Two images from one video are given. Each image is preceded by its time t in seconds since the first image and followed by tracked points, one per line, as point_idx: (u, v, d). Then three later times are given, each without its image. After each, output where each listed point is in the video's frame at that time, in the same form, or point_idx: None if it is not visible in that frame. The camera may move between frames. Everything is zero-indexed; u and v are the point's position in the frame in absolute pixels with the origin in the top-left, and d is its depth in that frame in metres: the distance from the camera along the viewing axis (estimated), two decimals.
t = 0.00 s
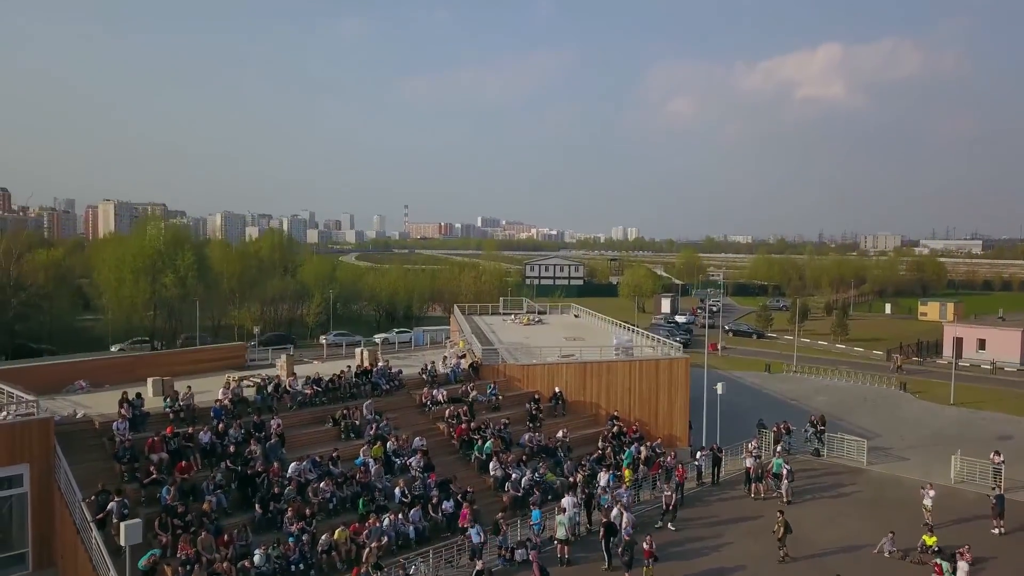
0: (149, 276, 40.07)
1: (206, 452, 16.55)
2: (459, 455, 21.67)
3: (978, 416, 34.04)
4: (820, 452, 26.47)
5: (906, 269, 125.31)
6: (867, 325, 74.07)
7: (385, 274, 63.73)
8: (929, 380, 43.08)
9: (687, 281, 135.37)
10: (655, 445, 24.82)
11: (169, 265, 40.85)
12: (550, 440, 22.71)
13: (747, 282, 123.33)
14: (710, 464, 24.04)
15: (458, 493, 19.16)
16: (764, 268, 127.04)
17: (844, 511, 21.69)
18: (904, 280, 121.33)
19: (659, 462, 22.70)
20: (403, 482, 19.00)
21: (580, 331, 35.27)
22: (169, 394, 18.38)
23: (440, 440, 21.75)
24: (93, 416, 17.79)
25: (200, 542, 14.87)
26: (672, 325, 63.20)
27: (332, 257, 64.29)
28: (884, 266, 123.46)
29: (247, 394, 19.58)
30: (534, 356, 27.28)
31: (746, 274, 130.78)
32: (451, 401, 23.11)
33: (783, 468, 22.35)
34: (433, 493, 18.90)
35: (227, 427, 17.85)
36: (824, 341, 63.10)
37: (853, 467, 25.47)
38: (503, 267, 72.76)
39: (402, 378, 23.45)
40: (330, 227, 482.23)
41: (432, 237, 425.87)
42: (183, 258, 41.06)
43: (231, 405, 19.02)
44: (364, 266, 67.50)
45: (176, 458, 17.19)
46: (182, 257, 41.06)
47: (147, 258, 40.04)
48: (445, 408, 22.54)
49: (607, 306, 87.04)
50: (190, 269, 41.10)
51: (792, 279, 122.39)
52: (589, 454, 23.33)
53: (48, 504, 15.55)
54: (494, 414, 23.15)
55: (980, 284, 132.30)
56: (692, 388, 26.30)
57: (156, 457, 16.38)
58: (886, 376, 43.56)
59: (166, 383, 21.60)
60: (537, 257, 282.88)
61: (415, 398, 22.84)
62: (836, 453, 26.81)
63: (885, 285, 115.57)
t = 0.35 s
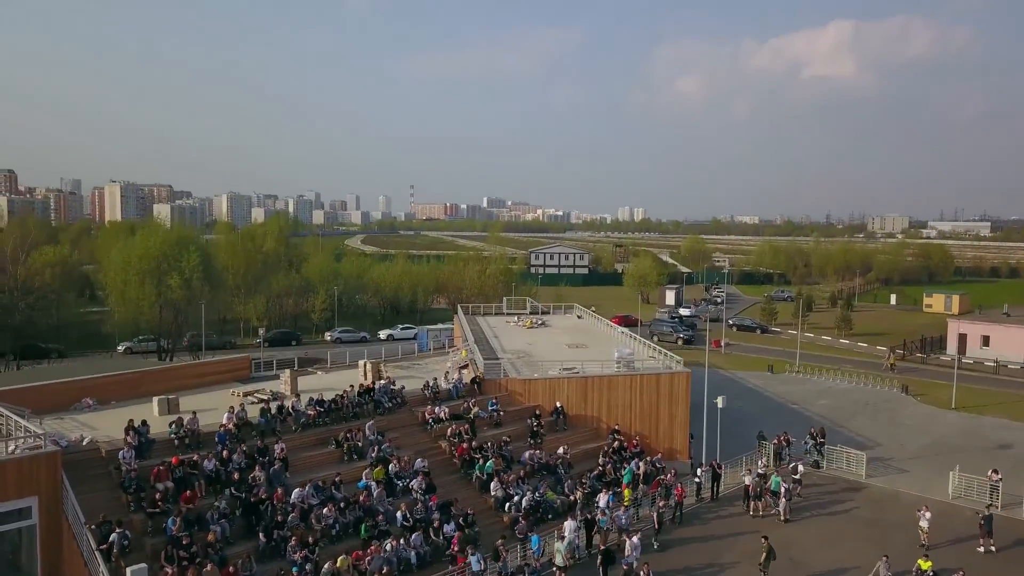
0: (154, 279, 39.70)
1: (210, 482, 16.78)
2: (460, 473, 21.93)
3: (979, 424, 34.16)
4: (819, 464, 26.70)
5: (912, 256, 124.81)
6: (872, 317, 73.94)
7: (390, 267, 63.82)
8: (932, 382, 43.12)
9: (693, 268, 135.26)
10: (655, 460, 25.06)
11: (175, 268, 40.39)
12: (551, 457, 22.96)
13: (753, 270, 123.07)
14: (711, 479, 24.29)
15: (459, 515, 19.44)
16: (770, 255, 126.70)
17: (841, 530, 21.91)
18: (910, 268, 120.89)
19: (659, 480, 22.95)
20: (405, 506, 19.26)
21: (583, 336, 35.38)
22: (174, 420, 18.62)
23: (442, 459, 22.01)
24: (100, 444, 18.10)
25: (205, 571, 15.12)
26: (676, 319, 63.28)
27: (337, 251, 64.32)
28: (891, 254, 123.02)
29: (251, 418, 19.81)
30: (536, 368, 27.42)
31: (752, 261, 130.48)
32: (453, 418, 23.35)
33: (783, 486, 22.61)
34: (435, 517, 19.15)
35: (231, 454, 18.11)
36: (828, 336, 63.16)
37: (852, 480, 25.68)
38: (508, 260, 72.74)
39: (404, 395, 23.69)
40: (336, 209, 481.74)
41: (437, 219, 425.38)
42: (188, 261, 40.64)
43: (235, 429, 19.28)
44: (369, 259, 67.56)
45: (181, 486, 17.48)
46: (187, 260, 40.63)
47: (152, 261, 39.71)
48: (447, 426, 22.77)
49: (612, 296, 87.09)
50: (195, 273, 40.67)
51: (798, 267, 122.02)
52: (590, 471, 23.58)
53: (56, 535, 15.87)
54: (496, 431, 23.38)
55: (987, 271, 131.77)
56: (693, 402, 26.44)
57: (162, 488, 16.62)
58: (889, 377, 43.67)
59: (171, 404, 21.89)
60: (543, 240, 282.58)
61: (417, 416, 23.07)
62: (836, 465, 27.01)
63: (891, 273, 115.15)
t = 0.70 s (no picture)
0: (162, 277, 39.90)
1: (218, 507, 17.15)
2: (464, 488, 22.31)
3: (979, 427, 34.33)
4: (819, 473, 27.08)
5: (919, 239, 124.30)
6: (878, 305, 73.96)
7: (395, 257, 64.00)
8: (934, 380, 43.31)
9: (698, 251, 135.02)
10: (656, 471, 25.37)
11: (182, 266, 40.64)
12: (553, 471, 23.30)
13: (759, 253, 122.86)
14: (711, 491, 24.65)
15: (462, 533, 19.80)
16: (776, 238, 126.34)
17: (839, 544, 22.21)
18: (917, 251, 120.50)
19: (659, 494, 23.26)
20: (410, 525, 19.63)
21: (588, 338, 35.63)
22: (183, 443, 18.99)
23: (446, 474, 22.36)
24: (111, 467, 18.47)
25: None
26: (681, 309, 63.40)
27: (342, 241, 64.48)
28: (898, 237, 122.60)
29: (258, 437, 20.17)
30: (539, 376, 27.71)
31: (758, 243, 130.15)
32: (457, 432, 23.67)
33: (781, 500, 22.92)
34: (439, 536, 19.52)
35: (238, 477, 18.47)
36: (833, 327, 63.21)
37: (851, 491, 25.96)
38: (513, 248, 72.80)
39: (409, 408, 24.01)
40: (341, 185, 480.87)
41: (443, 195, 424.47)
42: (194, 260, 40.89)
43: (242, 449, 19.62)
44: (375, 249, 67.75)
45: (190, 509, 17.86)
46: (194, 259, 40.89)
47: (160, 260, 39.95)
48: (450, 440, 23.12)
49: (617, 283, 87.17)
50: (202, 272, 40.93)
51: (804, 251, 121.76)
52: (592, 484, 23.91)
53: (70, 559, 16.27)
54: (499, 445, 23.71)
55: (994, 254, 131.08)
56: (694, 411, 26.68)
57: (171, 512, 17.02)
58: (891, 375, 43.79)
59: (180, 419, 22.24)
60: (549, 218, 282.04)
61: (421, 430, 23.42)
62: (836, 474, 27.39)
63: (898, 257, 114.81)
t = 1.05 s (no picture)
0: (170, 267, 40.17)
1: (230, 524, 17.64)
2: (469, 494, 22.80)
3: (980, 423, 34.63)
4: (819, 473, 27.53)
5: (927, 212, 123.53)
6: (883, 285, 73.93)
7: (401, 239, 64.12)
8: (936, 370, 43.57)
9: (705, 224, 134.54)
10: (658, 474, 25.83)
11: (188, 256, 40.87)
12: (556, 476, 23.76)
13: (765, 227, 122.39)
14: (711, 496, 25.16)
15: (467, 542, 20.30)
16: (783, 211, 125.71)
17: (836, 549, 22.65)
18: (925, 225, 119.87)
19: (661, 500, 23.72)
20: (416, 536, 20.13)
21: (592, 331, 35.91)
22: (195, 458, 19.45)
23: (452, 480, 22.83)
24: (125, 482, 18.96)
25: None
26: (686, 291, 63.57)
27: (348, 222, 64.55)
28: (905, 211, 121.92)
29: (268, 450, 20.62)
30: (544, 378, 28.04)
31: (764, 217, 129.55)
32: (462, 437, 24.11)
33: (780, 506, 23.33)
34: (445, 546, 20.02)
35: (250, 492, 18.93)
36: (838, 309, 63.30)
37: (849, 493, 26.41)
38: (518, 228, 72.78)
39: (415, 414, 24.42)
40: (346, 151, 478.37)
41: (449, 162, 422.24)
42: (201, 250, 41.13)
43: (253, 462, 20.09)
44: (380, 230, 67.82)
45: (203, 524, 18.36)
46: (200, 249, 41.12)
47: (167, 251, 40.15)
48: (456, 447, 23.57)
49: (623, 260, 87.20)
50: (209, 262, 41.19)
51: (810, 225, 121.22)
52: (594, 488, 24.38)
53: None
54: (505, 450, 24.15)
55: (1003, 227, 130.24)
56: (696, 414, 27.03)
57: (184, 528, 17.53)
58: (894, 364, 44.04)
59: (191, 427, 22.73)
60: (556, 186, 280.47)
61: (427, 436, 23.86)
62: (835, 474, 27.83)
63: (905, 232, 114.28)
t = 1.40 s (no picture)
0: (178, 256, 40.46)
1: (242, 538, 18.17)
2: (474, 500, 23.31)
3: (979, 417, 34.99)
4: (817, 472, 28.05)
5: (935, 184, 122.70)
6: (888, 263, 73.92)
7: (406, 220, 64.26)
8: (938, 358, 43.87)
9: (711, 195, 133.95)
10: (659, 476, 26.34)
11: (196, 246, 41.10)
12: (560, 480, 24.27)
13: (771, 199, 121.85)
14: (711, 497, 25.73)
15: (472, 551, 20.86)
16: (790, 182, 125.00)
17: (833, 554, 23.17)
18: (932, 197, 119.20)
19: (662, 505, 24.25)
20: (423, 545, 20.66)
21: (596, 325, 36.21)
22: (207, 470, 19.96)
23: (457, 486, 23.35)
24: (139, 496, 19.49)
25: None
26: (690, 273, 63.74)
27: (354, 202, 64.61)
28: (913, 182, 121.07)
29: (278, 460, 21.10)
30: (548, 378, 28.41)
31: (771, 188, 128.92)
32: (467, 442, 24.58)
33: (778, 510, 23.79)
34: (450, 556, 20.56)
35: (261, 505, 19.44)
36: (842, 290, 63.40)
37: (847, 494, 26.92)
38: (524, 207, 72.77)
39: (421, 419, 24.87)
40: (351, 115, 475.20)
41: (454, 126, 419.24)
42: (208, 240, 41.35)
43: (263, 473, 20.58)
44: (386, 211, 67.95)
45: (215, 538, 18.90)
46: (208, 239, 41.35)
47: (175, 240, 40.40)
48: (461, 453, 24.03)
49: (628, 236, 87.21)
50: (215, 252, 41.43)
51: (817, 197, 120.66)
52: (597, 491, 24.91)
53: None
54: (509, 454, 24.63)
55: (1011, 198, 129.44)
56: (698, 416, 27.42)
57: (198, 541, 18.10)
58: (897, 353, 44.30)
59: (202, 434, 23.23)
60: (561, 152, 278.59)
61: (433, 442, 24.32)
62: (834, 474, 28.32)
63: (912, 205, 113.72)
